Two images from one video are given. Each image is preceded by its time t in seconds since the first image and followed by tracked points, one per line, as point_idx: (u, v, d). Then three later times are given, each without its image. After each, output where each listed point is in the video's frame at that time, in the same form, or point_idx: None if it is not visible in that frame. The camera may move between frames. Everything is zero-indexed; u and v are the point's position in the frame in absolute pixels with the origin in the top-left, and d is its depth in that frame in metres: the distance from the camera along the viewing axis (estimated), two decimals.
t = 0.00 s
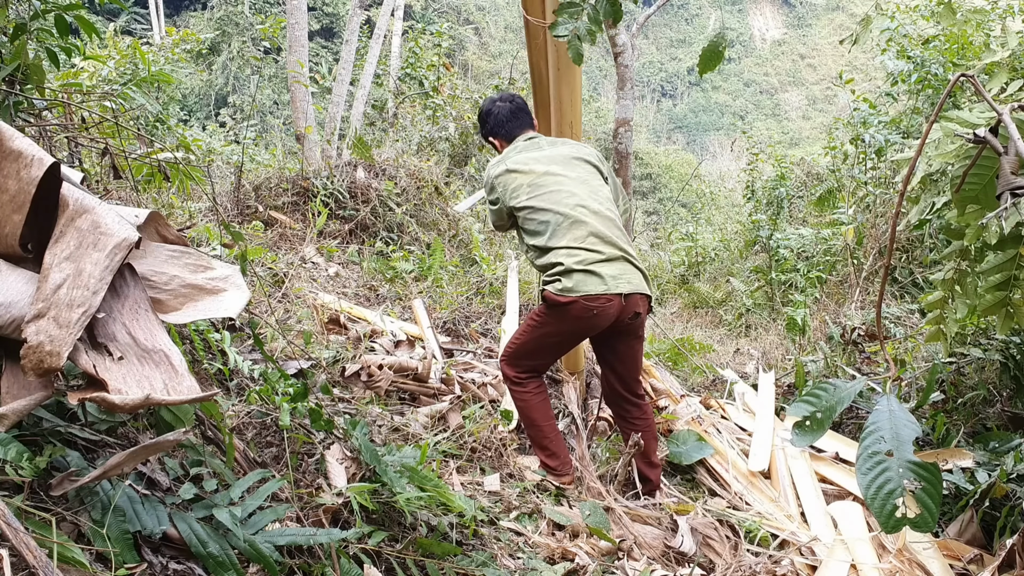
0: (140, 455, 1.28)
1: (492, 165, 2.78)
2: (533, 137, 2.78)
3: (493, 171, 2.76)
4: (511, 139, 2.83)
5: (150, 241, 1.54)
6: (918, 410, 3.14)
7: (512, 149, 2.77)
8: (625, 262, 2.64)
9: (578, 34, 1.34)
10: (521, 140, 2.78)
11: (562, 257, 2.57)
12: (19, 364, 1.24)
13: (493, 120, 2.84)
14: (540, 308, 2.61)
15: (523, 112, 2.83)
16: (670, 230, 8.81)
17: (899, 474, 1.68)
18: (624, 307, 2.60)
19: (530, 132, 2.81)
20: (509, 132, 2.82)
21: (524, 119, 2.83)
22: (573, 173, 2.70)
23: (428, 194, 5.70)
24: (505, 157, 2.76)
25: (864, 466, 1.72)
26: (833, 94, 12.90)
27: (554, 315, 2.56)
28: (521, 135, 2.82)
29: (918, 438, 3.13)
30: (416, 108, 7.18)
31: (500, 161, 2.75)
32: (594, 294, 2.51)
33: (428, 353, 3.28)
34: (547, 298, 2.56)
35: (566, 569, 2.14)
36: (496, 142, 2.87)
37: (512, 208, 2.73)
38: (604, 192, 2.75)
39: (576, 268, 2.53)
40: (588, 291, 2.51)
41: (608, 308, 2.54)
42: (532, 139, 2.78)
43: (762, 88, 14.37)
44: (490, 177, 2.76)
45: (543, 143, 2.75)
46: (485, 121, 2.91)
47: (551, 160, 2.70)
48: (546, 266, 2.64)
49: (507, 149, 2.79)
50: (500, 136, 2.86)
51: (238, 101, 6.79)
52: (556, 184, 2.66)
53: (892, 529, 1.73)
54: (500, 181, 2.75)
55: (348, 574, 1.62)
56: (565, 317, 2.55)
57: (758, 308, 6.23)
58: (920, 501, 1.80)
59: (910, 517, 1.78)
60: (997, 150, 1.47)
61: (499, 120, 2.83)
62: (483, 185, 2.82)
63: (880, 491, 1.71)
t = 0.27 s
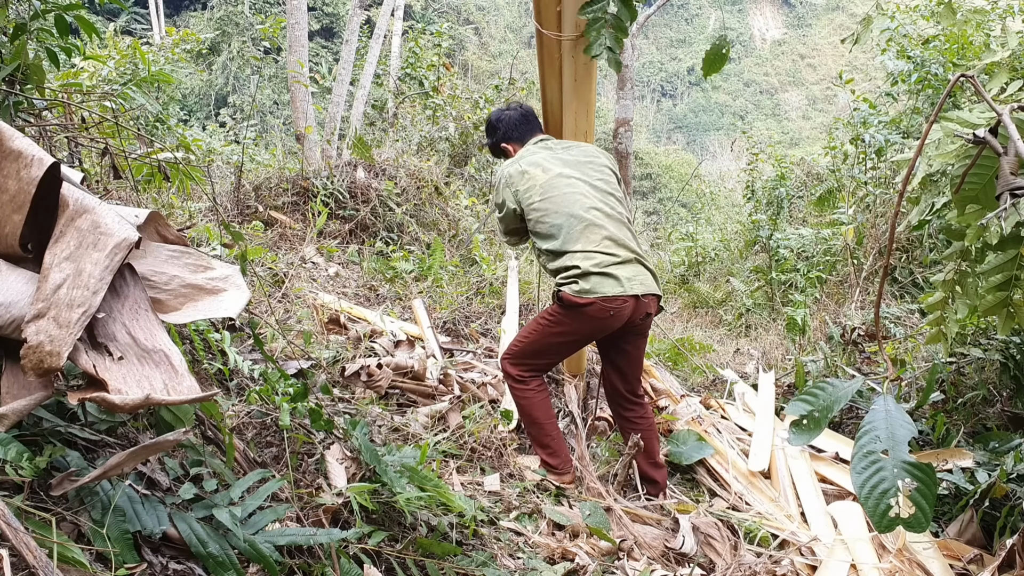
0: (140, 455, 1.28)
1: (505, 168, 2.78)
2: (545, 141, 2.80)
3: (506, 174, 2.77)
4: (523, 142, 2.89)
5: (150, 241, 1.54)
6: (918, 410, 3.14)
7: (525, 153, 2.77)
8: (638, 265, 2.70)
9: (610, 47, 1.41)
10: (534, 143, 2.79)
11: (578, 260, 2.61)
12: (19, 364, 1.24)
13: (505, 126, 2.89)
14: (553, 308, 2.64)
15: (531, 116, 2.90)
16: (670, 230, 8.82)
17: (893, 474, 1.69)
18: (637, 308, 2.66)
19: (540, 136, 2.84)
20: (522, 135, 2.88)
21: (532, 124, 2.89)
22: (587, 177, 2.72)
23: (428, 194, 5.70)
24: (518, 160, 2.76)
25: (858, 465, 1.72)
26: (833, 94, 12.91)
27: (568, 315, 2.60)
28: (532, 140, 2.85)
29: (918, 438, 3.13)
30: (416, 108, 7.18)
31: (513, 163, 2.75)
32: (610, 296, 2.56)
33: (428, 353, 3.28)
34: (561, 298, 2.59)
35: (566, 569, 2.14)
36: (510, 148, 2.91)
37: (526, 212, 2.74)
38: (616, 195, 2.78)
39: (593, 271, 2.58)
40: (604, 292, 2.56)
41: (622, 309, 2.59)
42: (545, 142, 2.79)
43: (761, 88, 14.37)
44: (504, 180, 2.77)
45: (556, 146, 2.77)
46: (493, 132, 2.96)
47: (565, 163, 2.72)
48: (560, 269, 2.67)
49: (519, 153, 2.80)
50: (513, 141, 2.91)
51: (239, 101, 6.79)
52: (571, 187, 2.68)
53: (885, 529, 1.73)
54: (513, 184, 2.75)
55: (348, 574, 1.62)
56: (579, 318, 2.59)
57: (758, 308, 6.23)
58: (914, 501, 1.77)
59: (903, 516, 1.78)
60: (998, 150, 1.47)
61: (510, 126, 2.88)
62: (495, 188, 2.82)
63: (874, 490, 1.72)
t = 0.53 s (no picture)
0: (140, 455, 1.28)
1: (514, 167, 2.76)
2: (554, 141, 2.79)
3: (515, 173, 2.75)
4: (531, 142, 2.86)
5: (150, 241, 1.54)
6: (918, 410, 3.14)
7: (534, 151, 2.76)
8: (644, 267, 2.70)
9: (607, 49, 1.38)
10: (543, 142, 2.78)
11: (585, 261, 2.61)
12: (20, 364, 1.24)
13: (512, 125, 2.87)
14: (559, 308, 2.65)
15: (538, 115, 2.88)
16: (669, 230, 8.82)
17: (895, 473, 1.69)
18: (642, 310, 2.67)
19: (548, 135, 2.83)
20: (530, 134, 2.85)
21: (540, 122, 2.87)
22: (595, 177, 2.72)
23: (427, 194, 5.70)
24: (527, 158, 2.74)
25: (860, 465, 1.72)
26: (833, 94, 12.91)
27: (574, 315, 2.61)
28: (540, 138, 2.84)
29: (918, 438, 3.13)
30: (416, 108, 7.18)
31: (523, 162, 2.73)
32: (616, 297, 2.57)
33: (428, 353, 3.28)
34: (568, 298, 2.60)
35: (566, 569, 2.14)
36: (518, 147, 2.89)
37: (533, 212, 2.73)
38: (624, 197, 2.78)
39: (599, 272, 2.58)
40: (610, 294, 2.57)
41: (627, 311, 2.61)
42: (554, 142, 2.78)
43: (761, 88, 14.38)
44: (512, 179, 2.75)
45: (565, 146, 2.76)
46: (499, 132, 2.94)
47: (575, 163, 2.71)
48: (565, 269, 2.67)
49: (529, 152, 2.78)
50: (521, 140, 2.88)
51: (238, 101, 6.79)
52: (580, 188, 2.67)
53: (886, 528, 1.73)
54: (521, 183, 2.74)
55: (348, 574, 1.62)
56: (585, 318, 2.60)
57: (758, 308, 6.23)
58: (916, 501, 1.77)
59: (904, 516, 1.78)
60: (997, 150, 1.47)
61: (517, 124, 2.86)
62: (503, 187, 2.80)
63: (876, 490, 1.71)
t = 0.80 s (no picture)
0: (140, 455, 1.28)
1: (516, 168, 2.75)
2: (554, 141, 2.79)
3: (516, 174, 2.75)
4: (533, 142, 2.86)
5: (150, 241, 1.54)
6: (918, 410, 3.14)
7: (535, 152, 2.76)
8: (645, 267, 2.71)
9: (603, 45, 1.37)
10: (544, 143, 2.78)
11: (587, 260, 2.61)
12: (20, 364, 1.24)
13: (514, 124, 2.86)
14: (560, 307, 2.65)
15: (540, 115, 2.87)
16: (669, 230, 8.82)
17: (896, 474, 1.69)
18: (643, 309, 2.67)
19: (549, 135, 2.83)
20: (531, 134, 2.85)
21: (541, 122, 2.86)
22: (596, 177, 2.72)
23: (428, 194, 5.70)
24: (529, 159, 2.74)
25: (861, 466, 1.73)
26: (833, 94, 12.91)
27: (576, 314, 2.61)
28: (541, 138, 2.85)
29: (918, 438, 3.13)
30: (416, 108, 7.18)
31: (524, 163, 2.73)
32: (618, 296, 2.58)
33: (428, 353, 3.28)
34: (569, 297, 2.60)
35: (566, 569, 2.14)
36: (519, 146, 2.88)
37: (536, 213, 2.72)
38: (624, 197, 2.79)
39: (601, 272, 2.58)
40: (612, 292, 2.58)
41: (629, 309, 2.61)
42: (555, 143, 2.78)
43: (762, 88, 14.39)
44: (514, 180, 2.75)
45: (566, 146, 2.76)
46: (501, 130, 2.93)
47: (575, 163, 2.72)
48: (567, 269, 2.67)
49: (530, 152, 2.77)
50: (522, 139, 2.87)
51: (238, 101, 6.79)
52: (582, 188, 2.67)
53: (888, 529, 1.73)
54: (523, 184, 2.73)
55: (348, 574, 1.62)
56: (586, 316, 2.60)
57: (758, 308, 6.23)
58: (917, 501, 1.78)
59: (906, 516, 1.78)
60: (997, 150, 1.47)
61: (519, 123, 2.85)
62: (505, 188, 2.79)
63: (877, 491, 1.72)
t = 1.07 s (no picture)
0: (139, 455, 1.28)
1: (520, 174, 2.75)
2: (557, 146, 2.78)
3: (520, 179, 2.75)
4: (538, 146, 2.89)
5: (150, 241, 1.54)
6: (918, 410, 3.14)
7: (539, 157, 2.76)
8: (648, 273, 2.71)
9: (610, 47, 1.38)
10: (548, 149, 2.78)
11: (591, 265, 2.61)
12: (19, 364, 1.24)
13: (519, 129, 2.87)
14: (562, 310, 2.65)
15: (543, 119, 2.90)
16: (669, 230, 8.83)
17: (895, 474, 1.69)
18: (645, 314, 2.67)
19: (553, 140, 2.83)
20: (537, 139, 2.87)
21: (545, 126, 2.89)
22: (600, 183, 2.73)
23: (428, 194, 5.70)
24: (533, 164, 2.74)
25: (859, 465, 1.72)
26: (833, 94, 12.92)
27: (578, 317, 2.61)
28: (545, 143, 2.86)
29: (918, 438, 3.13)
30: (416, 108, 7.19)
31: (528, 168, 2.73)
32: (621, 300, 2.58)
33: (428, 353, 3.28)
34: (572, 299, 2.60)
35: (566, 569, 2.14)
36: (524, 151, 2.89)
37: (540, 218, 2.72)
38: (628, 202, 2.79)
39: (604, 276, 2.58)
40: (615, 296, 2.57)
41: (631, 314, 2.61)
42: (559, 148, 2.78)
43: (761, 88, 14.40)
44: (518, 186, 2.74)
45: (570, 152, 2.76)
46: (504, 136, 2.93)
47: (579, 168, 2.72)
48: (571, 273, 2.67)
49: (535, 158, 2.77)
50: (527, 144, 2.89)
51: (238, 101, 6.79)
52: (586, 194, 2.67)
53: (885, 528, 1.72)
54: (527, 190, 2.73)
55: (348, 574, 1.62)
56: (588, 320, 2.60)
57: (758, 308, 6.23)
58: (916, 501, 1.77)
59: (904, 516, 1.77)
60: (998, 150, 1.47)
61: (525, 129, 2.87)
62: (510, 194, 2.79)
63: (874, 490, 1.71)
